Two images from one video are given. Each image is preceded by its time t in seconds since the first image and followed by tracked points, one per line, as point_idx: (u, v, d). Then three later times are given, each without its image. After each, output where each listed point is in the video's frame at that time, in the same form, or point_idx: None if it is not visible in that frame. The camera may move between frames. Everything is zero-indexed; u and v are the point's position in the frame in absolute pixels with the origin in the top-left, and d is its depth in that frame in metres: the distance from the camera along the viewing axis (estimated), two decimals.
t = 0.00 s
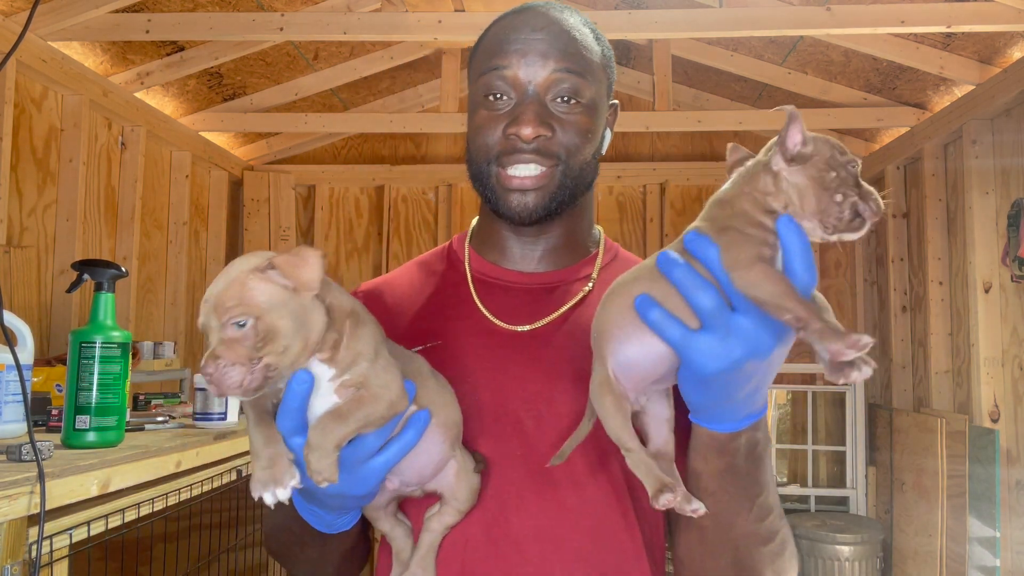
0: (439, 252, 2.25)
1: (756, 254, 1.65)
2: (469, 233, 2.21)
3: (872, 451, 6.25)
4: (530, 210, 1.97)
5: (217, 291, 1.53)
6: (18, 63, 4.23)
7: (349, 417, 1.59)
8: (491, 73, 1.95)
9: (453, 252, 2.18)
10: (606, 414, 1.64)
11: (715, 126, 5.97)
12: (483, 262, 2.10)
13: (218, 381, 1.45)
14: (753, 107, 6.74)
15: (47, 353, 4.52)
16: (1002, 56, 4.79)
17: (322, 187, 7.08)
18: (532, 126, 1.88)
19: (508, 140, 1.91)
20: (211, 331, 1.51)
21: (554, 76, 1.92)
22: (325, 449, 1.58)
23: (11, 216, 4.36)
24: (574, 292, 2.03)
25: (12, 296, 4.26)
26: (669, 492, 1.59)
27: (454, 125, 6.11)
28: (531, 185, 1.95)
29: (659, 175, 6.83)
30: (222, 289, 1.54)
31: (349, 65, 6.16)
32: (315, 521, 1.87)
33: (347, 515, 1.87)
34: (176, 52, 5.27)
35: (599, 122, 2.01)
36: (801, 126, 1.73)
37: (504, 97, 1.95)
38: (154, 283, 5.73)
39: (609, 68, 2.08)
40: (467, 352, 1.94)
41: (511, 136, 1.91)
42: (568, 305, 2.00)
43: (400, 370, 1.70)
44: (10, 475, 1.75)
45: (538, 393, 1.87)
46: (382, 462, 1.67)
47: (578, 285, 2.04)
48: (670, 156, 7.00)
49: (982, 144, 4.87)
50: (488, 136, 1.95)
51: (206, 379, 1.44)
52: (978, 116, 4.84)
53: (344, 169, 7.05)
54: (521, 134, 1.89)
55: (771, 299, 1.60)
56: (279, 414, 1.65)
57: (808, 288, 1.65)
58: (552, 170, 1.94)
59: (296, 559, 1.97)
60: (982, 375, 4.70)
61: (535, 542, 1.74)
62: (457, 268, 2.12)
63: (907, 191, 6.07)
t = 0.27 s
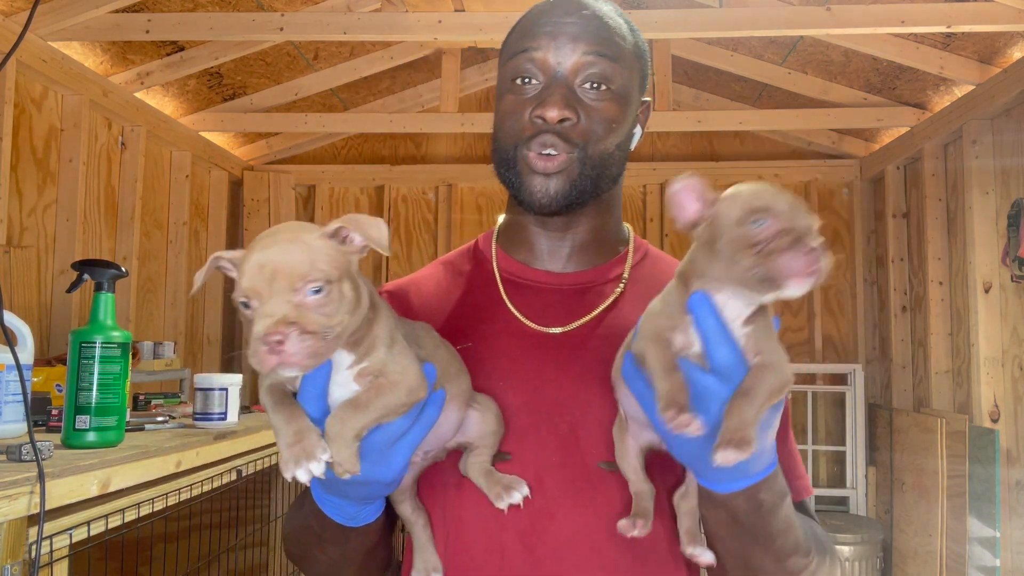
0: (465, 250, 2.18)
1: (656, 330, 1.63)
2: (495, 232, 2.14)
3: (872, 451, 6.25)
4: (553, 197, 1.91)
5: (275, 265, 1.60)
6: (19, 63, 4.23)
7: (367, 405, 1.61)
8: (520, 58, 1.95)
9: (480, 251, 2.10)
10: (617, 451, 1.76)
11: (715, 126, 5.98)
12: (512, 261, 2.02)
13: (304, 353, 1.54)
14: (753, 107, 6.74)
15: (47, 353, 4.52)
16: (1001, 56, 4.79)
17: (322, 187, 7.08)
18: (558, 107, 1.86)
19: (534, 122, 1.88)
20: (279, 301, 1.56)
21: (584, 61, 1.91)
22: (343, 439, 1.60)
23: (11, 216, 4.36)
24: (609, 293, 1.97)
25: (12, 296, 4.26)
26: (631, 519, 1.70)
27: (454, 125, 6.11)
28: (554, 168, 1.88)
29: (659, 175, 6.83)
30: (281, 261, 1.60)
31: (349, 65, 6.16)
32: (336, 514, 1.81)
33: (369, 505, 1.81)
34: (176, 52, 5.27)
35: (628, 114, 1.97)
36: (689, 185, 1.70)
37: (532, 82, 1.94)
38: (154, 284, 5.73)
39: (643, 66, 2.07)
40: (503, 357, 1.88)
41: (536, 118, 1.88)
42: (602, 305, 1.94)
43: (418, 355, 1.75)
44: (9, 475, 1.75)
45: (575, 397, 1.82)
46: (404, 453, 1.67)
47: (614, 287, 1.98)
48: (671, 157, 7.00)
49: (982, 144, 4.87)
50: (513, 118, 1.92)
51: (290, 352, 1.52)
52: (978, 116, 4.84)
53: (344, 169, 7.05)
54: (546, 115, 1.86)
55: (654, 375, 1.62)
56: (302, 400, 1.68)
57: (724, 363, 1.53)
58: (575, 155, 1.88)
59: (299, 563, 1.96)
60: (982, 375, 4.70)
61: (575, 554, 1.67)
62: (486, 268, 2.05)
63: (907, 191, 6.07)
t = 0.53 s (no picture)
0: (483, 249, 2.13)
1: (602, 392, 1.64)
2: (514, 230, 2.10)
3: (872, 451, 6.25)
4: (590, 201, 1.89)
5: (334, 262, 1.62)
6: (19, 63, 4.23)
7: (399, 397, 1.61)
8: (544, 59, 1.92)
9: (499, 251, 2.06)
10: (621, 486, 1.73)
11: (714, 126, 5.98)
12: (532, 261, 1.97)
13: (368, 348, 1.54)
14: (753, 107, 6.74)
15: (47, 353, 4.52)
16: (1002, 56, 4.79)
17: (322, 187, 7.08)
18: (592, 109, 1.84)
19: (567, 126, 1.86)
20: (342, 296, 1.59)
21: (611, 58, 1.88)
22: (376, 430, 1.58)
23: (11, 216, 4.36)
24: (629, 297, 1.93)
25: (13, 296, 4.26)
26: (626, 546, 1.67)
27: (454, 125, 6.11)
28: (590, 175, 1.86)
29: (659, 175, 6.83)
30: (342, 260, 1.62)
31: (350, 65, 6.16)
32: (361, 523, 1.80)
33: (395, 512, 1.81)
34: (176, 52, 5.27)
35: (657, 108, 1.96)
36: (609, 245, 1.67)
37: (559, 83, 1.91)
38: (154, 283, 5.73)
39: (665, 54, 2.05)
40: (525, 361, 1.84)
41: (568, 122, 1.85)
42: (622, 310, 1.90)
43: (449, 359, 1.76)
44: (9, 475, 1.76)
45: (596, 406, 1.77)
46: (435, 449, 1.68)
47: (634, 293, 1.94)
48: (670, 156, 7.00)
49: (982, 144, 4.87)
50: (544, 123, 1.90)
51: (355, 347, 1.52)
52: (978, 116, 4.84)
53: (344, 169, 7.05)
54: (580, 119, 1.84)
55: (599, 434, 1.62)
56: (337, 394, 1.66)
57: (666, 416, 1.56)
58: (612, 157, 1.87)
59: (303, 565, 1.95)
60: (982, 374, 4.70)
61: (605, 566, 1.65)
62: (506, 267, 2.00)
63: (907, 191, 6.07)
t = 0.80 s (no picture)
0: (485, 249, 2.13)
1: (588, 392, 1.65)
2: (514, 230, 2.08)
3: (872, 451, 6.25)
4: (576, 206, 1.87)
5: (381, 228, 1.76)
6: (19, 63, 4.23)
7: (415, 366, 1.67)
8: (531, 64, 1.87)
9: (497, 250, 2.05)
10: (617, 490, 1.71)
11: (714, 126, 5.98)
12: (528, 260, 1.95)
13: (419, 310, 1.68)
14: (753, 107, 6.74)
15: (47, 354, 4.52)
16: (1002, 56, 4.79)
17: (322, 187, 7.08)
18: (577, 116, 1.80)
19: (553, 133, 1.82)
20: (390, 261, 1.74)
21: (599, 63, 1.83)
22: (390, 396, 1.65)
23: (11, 216, 4.36)
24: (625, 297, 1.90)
25: (13, 297, 4.25)
26: (618, 545, 1.64)
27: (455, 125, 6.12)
28: (578, 181, 1.83)
29: (659, 175, 6.83)
30: (390, 226, 1.77)
31: (350, 65, 6.16)
32: (366, 514, 1.79)
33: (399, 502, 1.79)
34: (176, 52, 5.27)
35: (649, 111, 1.90)
36: (570, 249, 1.76)
37: (547, 88, 1.87)
38: (154, 284, 5.73)
39: (660, 53, 1.99)
40: (519, 364, 1.84)
41: (554, 128, 1.82)
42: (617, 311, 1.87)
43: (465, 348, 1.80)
44: (9, 475, 1.76)
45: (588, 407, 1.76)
46: (446, 432, 1.70)
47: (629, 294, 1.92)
48: (670, 156, 7.00)
49: (982, 144, 4.88)
50: (531, 129, 1.86)
51: (408, 308, 1.66)
52: (977, 116, 4.84)
53: (344, 169, 7.05)
54: (565, 126, 1.80)
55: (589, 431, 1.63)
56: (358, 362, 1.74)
57: (642, 402, 1.62)
58: (599, 163, 1.83)
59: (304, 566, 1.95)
60: (982, 374, 4.70)
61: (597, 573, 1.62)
62: (503, 267, 1.99)
63: (907, 191, 6.07)
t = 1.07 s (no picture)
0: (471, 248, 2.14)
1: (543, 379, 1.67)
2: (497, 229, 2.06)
3: (872, 451, 6.25)
4: (566, 213, 1.87)
5: (376, 254, 1.73)
6: (19, 63, 4.23)
7: (432, 377, 1.67)
8: (523, 69, 1.86)
9: (482, 249, 2.05)
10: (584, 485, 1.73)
11: (714, 126, 5.98)
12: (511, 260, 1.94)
13: (414, 338, 1.63)
14: (753, 107, 6.74)
15: (47, 353, 4.51)
16: (1002, 56, 4.79)
17: (322, 187, 7.08)
18: (569, 125, 1.79)
19: (544, 141, 1.82)
20: (384, 289, 1.71)
21: (590, 71, 1.83)
22: (410, 408, 1.64)
23: (10, 216, 4.36)
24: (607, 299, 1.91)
25: (13, 297, 4.25)
26: (578, 537, 1.63)
27: (455, 125, 6.11)
28: (568, 190, 1.84)
29: (659, 175, 6.83)
30: (385, 252, 1.74)
31: (350, 65, 6.16)
32: (363, 512, 1.74)
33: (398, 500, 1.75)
34: (176, 51, 5.27)
35: (636, 117, 1.91)
36: (540, 238, 1.75)
37: (538, 95, 1.86)
38: (154, 284, 5.73)
39: (645, 58, 1.99)
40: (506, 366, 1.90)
41: (546, 136, 1.81)
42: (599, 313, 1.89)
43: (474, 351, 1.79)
44: (9, 475, 1.75)
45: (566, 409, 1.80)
46: (457, 434, 1.68)
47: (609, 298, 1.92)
48: (670, 156, 7.00)
49: (982, 144, 4.88)
50: (523, 135, 1.85)
51: (402, 337, 1.61)
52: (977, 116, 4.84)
53: (345, 170, 7.05)
54: (558, 134, 1.80)
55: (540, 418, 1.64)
56: (371, 372, 1.75)
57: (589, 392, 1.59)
58: (589, 173, 1.83)
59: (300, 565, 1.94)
60: (982, 374, 4.70)
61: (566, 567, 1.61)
62: (487, 266, 2.00)
63: (907, 191, 6.07)
